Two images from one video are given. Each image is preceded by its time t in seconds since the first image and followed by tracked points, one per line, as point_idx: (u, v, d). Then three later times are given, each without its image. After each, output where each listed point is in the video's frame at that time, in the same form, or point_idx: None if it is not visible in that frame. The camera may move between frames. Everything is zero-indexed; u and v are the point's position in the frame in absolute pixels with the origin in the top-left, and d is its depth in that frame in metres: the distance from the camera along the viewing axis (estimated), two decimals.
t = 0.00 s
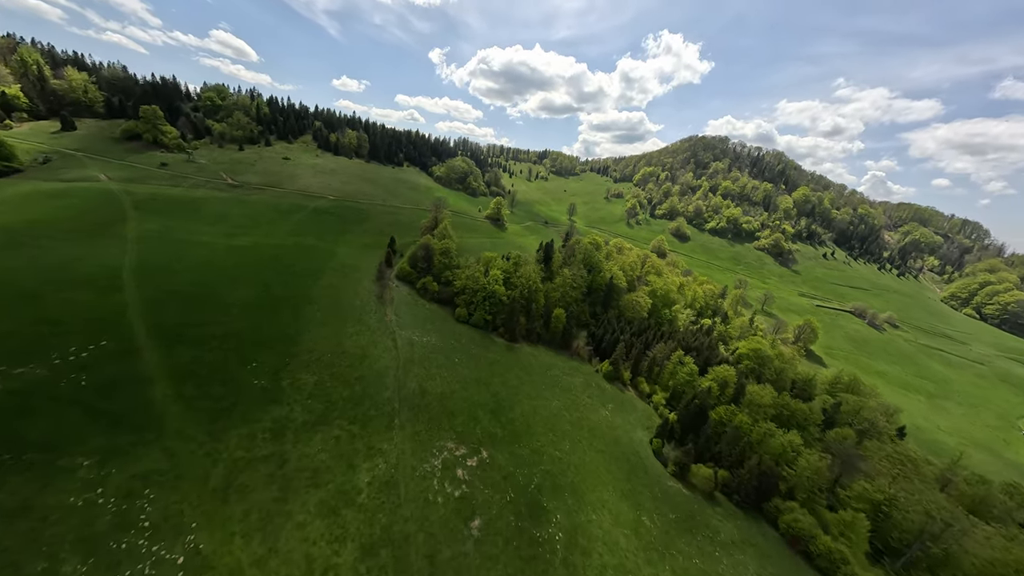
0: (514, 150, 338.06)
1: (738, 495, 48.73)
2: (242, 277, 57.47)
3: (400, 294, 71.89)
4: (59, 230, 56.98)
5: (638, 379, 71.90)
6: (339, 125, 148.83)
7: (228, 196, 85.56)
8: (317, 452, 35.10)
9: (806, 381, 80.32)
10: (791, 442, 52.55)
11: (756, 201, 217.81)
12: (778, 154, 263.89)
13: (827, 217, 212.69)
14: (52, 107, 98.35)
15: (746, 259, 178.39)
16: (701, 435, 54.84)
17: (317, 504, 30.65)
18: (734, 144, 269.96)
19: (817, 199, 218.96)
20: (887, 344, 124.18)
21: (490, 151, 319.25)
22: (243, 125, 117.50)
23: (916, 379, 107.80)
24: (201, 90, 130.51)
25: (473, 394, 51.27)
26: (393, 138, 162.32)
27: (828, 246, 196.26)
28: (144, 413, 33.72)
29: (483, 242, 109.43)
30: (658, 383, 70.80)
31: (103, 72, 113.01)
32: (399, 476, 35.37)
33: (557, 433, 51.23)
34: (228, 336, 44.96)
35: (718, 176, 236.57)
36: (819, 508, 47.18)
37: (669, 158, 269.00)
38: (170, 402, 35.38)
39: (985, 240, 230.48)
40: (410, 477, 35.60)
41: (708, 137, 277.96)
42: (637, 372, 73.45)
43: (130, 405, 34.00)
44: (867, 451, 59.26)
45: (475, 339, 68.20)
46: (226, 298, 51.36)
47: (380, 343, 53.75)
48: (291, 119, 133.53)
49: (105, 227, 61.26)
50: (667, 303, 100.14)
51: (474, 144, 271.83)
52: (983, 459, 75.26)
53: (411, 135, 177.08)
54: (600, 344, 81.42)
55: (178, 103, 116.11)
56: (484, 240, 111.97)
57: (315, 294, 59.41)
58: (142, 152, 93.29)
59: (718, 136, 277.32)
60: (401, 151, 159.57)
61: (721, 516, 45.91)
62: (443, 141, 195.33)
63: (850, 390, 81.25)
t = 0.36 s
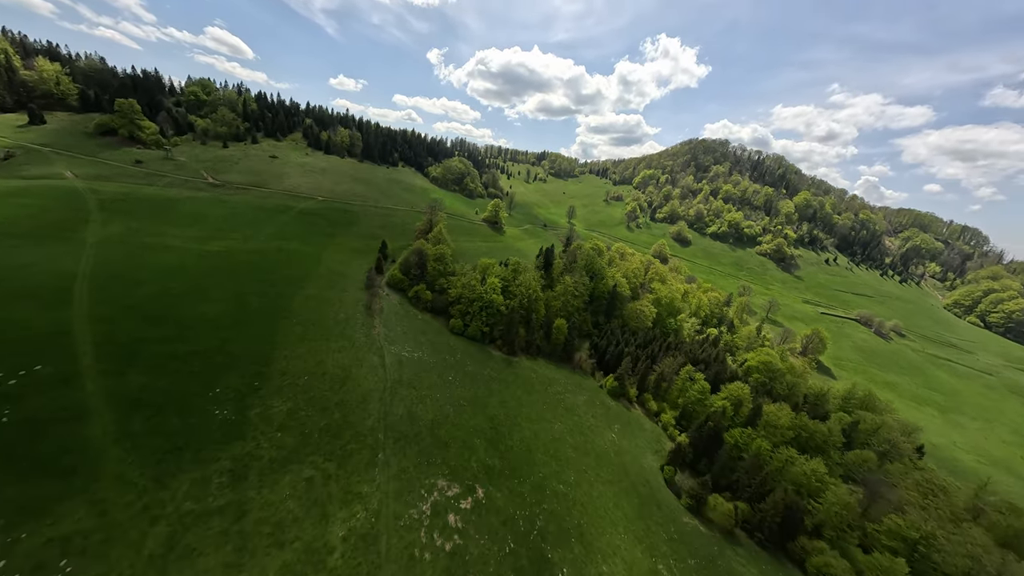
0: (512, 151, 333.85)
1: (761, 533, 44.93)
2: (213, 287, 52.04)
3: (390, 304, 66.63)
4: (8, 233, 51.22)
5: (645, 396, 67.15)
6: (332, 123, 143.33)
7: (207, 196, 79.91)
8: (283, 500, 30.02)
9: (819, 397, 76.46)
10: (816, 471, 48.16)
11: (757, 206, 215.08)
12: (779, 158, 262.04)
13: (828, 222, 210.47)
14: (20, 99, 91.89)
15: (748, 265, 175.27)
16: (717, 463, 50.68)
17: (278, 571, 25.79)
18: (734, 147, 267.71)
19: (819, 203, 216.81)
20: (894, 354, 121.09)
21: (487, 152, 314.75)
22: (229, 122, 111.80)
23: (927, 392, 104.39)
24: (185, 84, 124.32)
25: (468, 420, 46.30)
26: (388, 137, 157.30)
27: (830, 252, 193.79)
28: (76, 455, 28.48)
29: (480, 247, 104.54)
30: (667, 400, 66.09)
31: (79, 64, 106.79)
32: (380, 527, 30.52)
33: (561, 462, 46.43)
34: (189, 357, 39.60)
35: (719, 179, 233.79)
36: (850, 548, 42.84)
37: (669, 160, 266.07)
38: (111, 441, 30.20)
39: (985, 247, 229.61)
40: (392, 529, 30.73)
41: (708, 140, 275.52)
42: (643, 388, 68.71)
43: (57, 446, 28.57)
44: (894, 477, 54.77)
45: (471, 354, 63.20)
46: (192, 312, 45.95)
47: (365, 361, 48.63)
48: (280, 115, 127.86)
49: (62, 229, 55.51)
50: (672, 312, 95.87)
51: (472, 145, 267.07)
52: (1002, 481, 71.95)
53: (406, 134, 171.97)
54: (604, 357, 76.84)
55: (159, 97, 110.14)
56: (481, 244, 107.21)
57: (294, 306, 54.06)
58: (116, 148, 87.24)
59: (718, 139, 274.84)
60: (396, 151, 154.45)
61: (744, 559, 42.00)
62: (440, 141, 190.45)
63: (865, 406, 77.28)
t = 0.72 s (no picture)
0: (509, 153, 329.45)
1: None
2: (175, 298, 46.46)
3: (378, 315, 61.31)
4: None
5: (653, 414, 62.75)
6: (322, 120, 137.58)
7: (181, 196, 74.36)
8: (238, 568, 25.06)
9: (834, 413, 72.65)
10: (846, 505, 43.93)
11: (757, 210, 212.56)
12: (778, 162, 260.41)
13: (829, 227, 208.61)
14: None
15: (750, 270, 172.40)
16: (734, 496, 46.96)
17: None
18: (734, 151, 265.56)
19: (819, 208, 215.03)
20: (901, 364, 118.19)
21: (484, 153, 310.06)
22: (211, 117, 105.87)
23: (937, 404, 101.12)
24: (166, 77, 117.88)
25: (462, 450, 41.33)
26: (382, 136, 151.98)
27: (831, 257, 191.61)
28: None
29: (476, 251, 99.69)
30: (676, 420, 61.57)
31: (50, 53, 100.10)
32: None
33: (567, 498, 41.67)
34: (138, 385, 34.46)
35: (719, 183, 231.18)
36: None
37: (669, 163, 263.24)
38: (26, 495, 25.07)
39: (983, 253, 229.49)
40: None
41: (708, 143, 273.18)
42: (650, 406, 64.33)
43: None
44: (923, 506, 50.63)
45: (466, 370, 58.20)
46: (149, 329, 40.72)
47: (348, 383, 43.53)
48: (267, 111, 121.91)
49: (8, 232, 49.66)
50: (677, 322, 91.75)
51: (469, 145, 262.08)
52: None
53: (401, 133, 166.70)
54: (607, 371, 72.48)
55: (137, 90, 103.87)
56: (477, 249, 102.27)
57: (269, 319, 48.57)
58: (86, 143, 81.07)
59: (717, 142, 272.46)
60: (390, 150, 149.17)
61: None
62: (436, 140, 185.22)
63: (881, 423, 73.50)
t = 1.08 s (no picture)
0: (506, 153, 324.71)
1: None
2: (128, 315, 41.02)
3: (364, 328, 56.08)
4: None
5: (661, 435, 58.26)
6: (311, 116, 131.43)
7: (151, 197, 68.60)
8: None
9: (847, 432, 69.31)
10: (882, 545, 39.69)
11: (756, 214, 210.53)
12: (776, 166, 259.23)
13: (828, 232, 207.31)
14: None
15: (750, 275, 169.81)
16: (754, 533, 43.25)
17: None
18: (732, 154, 263.83)
19: (818, 213, 213.75)
20: (906, 374, 115.75)
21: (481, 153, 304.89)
22: (191, 111, 99.63)
23: (945, 417, 98.59)
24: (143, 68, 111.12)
25: (454, 488, 36.48)
26: (374, 134, 146.34)
27: (831, 263, 189.96)
28: None
29: (471, 257, 94.74)
30: (687, 442, 57.21)
31: (14, 40, 93.04)
32: None
33: (574, 543, 37.17)
34: (71, 424, 29.33)
35: (718, 186, 228.89)
36: None
37: (667, 165, 260.51)
38: None
39: (978, 259, 230.21)
40: None
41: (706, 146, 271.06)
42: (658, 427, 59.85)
43: None
44: (954, 541, 46.93)
45: (460, 389, 53.21)
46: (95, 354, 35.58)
47: (325, 412, 38.36)
48: (252, 106, 115.72)
49: None
50: (682, 332, 87.80)
51: (465, 145, 256.92)
52: None
53: (395, 132, 161.16)
54: (611, 387, 68.08)
55: (110, 81, 97.21)
56: (473, 254, 97.39)
57: (237, 338, 43.37)
58: (49, 137, 74.66)
59: (715, 145, 270.31)
60: (382, 149, 143.57)
61: None
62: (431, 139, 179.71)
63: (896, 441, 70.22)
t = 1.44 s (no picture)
0: (502, 153, 320.32)
1: None
2: (66, 334, 35.38)
3: (347, 344, 50.73)
4: None
5: (670, 459, 54.02)
6: (298, 111, 125.12)
7: (113, 197, 62.42)
8: None
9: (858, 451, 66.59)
10: None
11: (754, 218, 208.95)
12: (773, 169, 258.59)
13: (824, 237, 206.69)
14: None
15: (749, 280, 167.77)
16: None
17: None
18: (729, 157, 262.69)
19: (815, 217, 213.13)
20: (909, 383, 113.89)
21: (476, 153, 299.95)
22: (165, 104, 92.96)
23: (951, 429, 96.44)
24: (116, 58, 104.10)
25: (445, 540, 32.13)
26: (365, 132, 140.63)
27: (828, 268, 189.00)
28: None
29: (466, 263, 89.78)
30: (699, 466, 53.11)
31: None
32: None
33: None
34: None
35: (716, 189, 227.10)
36: None
37: (665, 168, 258.34)
38: None
39: (971, 265, 231.87)
40: None
41: (704, 149, 269.62)
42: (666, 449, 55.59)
43: None
44: None
45: (454, 412, 48.32)
46: (17, 380, 29.59)
47: (297, 450, 33.34)
48: (234, 100, 109.27)
49: None
50: (686, 342, 83.99)
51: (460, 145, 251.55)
52: None
53: (387, 130, 155.53)
54: (616, 404, 63.74)
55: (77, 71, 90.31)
56: (468, 259, 92.40)
57: (195, 360, 37.70)
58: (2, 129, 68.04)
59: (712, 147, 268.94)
60: (374, 147, 137.88)
61: None
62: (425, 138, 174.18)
63: (910, 460, 67.14)
